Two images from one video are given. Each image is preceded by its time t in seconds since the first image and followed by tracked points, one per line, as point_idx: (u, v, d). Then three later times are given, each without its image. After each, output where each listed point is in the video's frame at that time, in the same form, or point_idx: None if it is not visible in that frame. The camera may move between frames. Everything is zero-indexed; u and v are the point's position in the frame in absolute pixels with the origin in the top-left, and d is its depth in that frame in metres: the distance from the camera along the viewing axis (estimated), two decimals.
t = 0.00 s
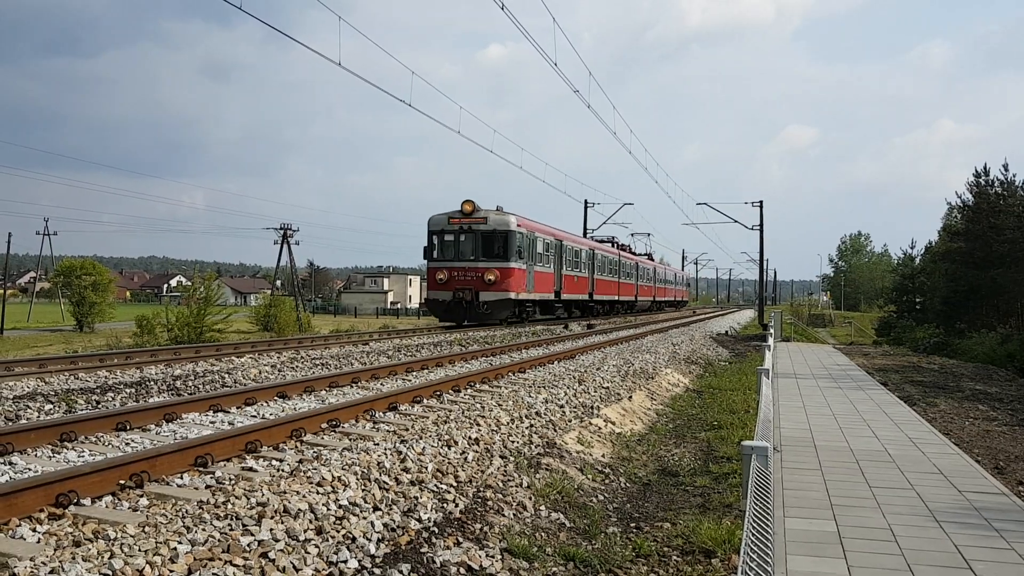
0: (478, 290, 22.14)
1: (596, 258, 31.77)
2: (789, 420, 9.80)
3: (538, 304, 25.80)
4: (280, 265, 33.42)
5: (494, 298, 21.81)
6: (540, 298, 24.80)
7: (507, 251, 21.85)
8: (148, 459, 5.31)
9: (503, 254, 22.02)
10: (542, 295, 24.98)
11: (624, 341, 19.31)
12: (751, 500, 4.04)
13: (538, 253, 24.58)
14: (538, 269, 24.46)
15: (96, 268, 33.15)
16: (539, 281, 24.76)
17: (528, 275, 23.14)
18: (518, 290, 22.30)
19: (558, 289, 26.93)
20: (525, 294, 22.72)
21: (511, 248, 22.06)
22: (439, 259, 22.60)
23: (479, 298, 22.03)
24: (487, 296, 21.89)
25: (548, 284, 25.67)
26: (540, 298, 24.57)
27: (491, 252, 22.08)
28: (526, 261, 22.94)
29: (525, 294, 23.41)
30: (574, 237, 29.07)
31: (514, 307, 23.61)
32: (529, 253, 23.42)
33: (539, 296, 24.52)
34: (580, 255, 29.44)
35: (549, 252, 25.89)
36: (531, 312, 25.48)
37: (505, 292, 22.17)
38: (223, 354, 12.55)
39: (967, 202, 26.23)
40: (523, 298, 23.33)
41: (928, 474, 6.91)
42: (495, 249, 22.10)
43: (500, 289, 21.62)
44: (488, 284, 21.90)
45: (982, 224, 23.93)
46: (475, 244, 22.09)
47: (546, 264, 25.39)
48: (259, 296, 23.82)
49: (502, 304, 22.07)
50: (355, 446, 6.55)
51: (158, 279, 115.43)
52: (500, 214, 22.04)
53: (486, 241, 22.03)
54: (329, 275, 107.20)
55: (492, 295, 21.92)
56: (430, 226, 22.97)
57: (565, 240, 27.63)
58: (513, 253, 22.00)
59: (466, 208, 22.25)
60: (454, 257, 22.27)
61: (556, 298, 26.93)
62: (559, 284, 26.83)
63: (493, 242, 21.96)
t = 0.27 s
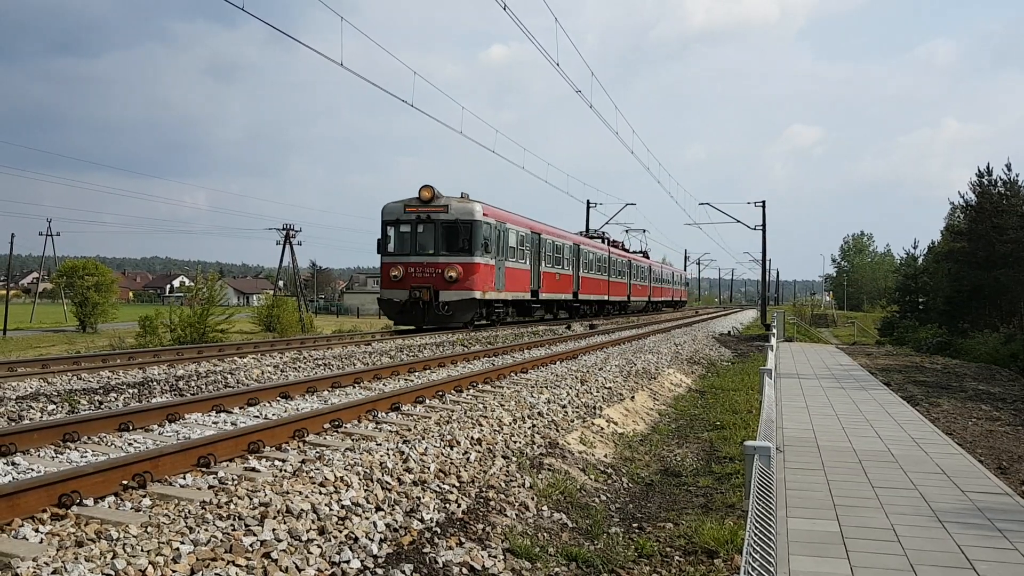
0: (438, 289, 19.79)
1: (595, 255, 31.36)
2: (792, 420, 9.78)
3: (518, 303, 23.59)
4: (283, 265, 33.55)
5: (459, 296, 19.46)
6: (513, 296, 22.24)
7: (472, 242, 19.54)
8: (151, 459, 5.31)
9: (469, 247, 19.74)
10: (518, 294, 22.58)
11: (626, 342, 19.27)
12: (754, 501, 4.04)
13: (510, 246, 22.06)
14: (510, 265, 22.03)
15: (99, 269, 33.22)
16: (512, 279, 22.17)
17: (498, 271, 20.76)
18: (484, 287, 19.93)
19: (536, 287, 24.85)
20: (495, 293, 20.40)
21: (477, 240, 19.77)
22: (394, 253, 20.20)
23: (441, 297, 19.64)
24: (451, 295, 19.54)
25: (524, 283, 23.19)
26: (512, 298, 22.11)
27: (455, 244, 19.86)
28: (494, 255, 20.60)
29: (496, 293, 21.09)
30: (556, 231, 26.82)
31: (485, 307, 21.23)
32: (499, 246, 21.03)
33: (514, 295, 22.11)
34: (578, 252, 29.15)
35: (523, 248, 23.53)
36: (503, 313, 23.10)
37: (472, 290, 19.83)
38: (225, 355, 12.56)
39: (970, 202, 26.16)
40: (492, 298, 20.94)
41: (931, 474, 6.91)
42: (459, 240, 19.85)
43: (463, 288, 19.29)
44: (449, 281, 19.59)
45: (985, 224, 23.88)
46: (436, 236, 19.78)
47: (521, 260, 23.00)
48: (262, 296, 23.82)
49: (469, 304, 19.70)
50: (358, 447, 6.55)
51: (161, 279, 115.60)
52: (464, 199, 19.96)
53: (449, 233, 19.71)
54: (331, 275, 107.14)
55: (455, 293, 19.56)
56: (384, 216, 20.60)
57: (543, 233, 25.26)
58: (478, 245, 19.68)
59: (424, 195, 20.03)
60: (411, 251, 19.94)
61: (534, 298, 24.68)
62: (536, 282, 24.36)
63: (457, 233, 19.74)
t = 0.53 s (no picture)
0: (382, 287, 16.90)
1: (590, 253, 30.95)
2: (795, 420, 9.75)
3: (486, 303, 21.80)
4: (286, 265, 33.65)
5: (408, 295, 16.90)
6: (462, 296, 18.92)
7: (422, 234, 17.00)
8: (154, 459, 5.32)
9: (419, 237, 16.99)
10: (467, 292, 19.18)
11: (628, 341, 19.23)
12: (757, 500, 4.03)
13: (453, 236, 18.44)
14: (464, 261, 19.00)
15: (102, 269, 33.29)
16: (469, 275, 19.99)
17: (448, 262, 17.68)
18: (438, 285, 17.33)
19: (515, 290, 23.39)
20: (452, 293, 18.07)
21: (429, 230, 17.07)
22: (333, 245, 17.40)
23: (387, 296, 16.95)
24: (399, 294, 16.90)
25: (487, 280, 20.76)
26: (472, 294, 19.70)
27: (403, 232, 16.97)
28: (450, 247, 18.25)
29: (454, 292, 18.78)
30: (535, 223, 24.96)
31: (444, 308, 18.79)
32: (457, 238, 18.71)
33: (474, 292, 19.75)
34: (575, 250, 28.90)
35: (467, 238, 19.10)
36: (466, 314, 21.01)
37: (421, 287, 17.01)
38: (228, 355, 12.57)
39: (973, 200, 26.09)
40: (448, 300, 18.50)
41: (935, 473, 6.89)
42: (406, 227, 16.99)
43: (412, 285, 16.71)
44: (397, 278, 16.97)
45: (988, 223, 23.82)
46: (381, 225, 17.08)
47: (487, 254, 20.72)
48: (265, 296, 23.89)
49: (421, 305, 17.12)
50: (360, 447, 6.55)
51: (164, 279, 115.66)
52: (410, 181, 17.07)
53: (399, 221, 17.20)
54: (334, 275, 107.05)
55: (403, 292, 16.97)
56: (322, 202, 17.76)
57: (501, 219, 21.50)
58: (430, 236, 17.04)
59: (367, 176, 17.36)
60: (353, 242, 17.15)
61: (505, 297, 22.47)
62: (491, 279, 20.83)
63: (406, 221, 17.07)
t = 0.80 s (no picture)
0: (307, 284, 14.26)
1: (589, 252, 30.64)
2: (797, 420, 9.74)
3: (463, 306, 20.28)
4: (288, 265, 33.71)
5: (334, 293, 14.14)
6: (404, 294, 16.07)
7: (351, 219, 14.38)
8: (157, 459, 5.33)
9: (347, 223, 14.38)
10: (416, 291, 16.81)
11: (630, 341, 19.19)
12: (758, 500, 4.03)
13: (389, 222, 15.43)
14: (388, 251, 15.26)
15: (105, 269, 33.37)
16: (401, 270, 15.96)
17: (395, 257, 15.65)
18: (373, 282, 14.67)
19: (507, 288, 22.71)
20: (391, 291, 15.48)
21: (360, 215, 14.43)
22: (249, 234, 14.72)
23: (307, 295, 14.22)
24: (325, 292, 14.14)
25: (418, 277, 16.70)
26: (423, 297, 17.09)
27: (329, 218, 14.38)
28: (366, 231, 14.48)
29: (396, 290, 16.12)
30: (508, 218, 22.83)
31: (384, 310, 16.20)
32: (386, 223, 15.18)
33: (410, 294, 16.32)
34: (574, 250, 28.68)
35: (421, 230, 16.95)
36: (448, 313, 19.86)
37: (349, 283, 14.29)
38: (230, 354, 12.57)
39: (976, 200, 26.03)
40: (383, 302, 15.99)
41: (937, 473, 6.88)
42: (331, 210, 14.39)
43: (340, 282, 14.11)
44: (321, 273, 14.29)
45: (991, 223, 23.79)
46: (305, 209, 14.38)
47: (442, 246, 17.96)
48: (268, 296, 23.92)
49: (349, 305, 14.22)
50: (363, 446, 6.55)
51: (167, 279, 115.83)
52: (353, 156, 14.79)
53: (323, 204, 14.37)
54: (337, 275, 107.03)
55: (329, 290, 14.21)
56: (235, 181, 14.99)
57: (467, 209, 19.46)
58: (363, 222, 14.44)
59: (286, 149, 14.39)
60: (271, 230, 14.51)
61: (468, 297, 19.85)
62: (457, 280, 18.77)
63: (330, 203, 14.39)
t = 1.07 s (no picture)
0: (184, 278, 11.38)
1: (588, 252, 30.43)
2: (798, 419, 9.73)
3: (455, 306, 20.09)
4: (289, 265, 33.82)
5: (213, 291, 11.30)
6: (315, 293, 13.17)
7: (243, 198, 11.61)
8: (158, 459, 5.33)
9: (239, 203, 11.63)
10: (342, 288, 14.11)
11: (631, 340, 19.18)
12: (759, 498, 4.04)
13: (352, 213, 14.38)
14: (354, 243, 14.38)
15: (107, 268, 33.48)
16: (323, 265, 13.41)
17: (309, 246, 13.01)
18: (272, 276, 11.91)
19: (503, 283, 22.69)
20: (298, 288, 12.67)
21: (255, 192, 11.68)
22: (118, 215, 11.86)
23: (184, 293, 11.39)
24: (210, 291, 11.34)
25: (387, 271, 15.67)
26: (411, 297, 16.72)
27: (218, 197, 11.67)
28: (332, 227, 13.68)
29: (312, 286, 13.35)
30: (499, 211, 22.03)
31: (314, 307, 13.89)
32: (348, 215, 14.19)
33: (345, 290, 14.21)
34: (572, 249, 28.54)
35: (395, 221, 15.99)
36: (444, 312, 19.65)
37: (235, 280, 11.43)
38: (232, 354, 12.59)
39: (977, 199, 26.02)
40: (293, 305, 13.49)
41: (939, 472, 6.88)
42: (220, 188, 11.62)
43: (228, 276, 11.37)
44: (201, 264, 11.40)
45: (992, 222, 23.76)
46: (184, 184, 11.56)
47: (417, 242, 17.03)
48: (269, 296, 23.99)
49: (241, 307, 11.47)
50: (364, 446, 6.55)
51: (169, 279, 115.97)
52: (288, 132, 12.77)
53: (207, 179, 11.60)
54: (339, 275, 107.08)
55: (214, 288, 11.36)
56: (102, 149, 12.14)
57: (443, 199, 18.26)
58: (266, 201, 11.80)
59: (162, 110, 11.64)
60: (142, 211, 11.70)
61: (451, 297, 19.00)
62: (446, 278, 18.49)
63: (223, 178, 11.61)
